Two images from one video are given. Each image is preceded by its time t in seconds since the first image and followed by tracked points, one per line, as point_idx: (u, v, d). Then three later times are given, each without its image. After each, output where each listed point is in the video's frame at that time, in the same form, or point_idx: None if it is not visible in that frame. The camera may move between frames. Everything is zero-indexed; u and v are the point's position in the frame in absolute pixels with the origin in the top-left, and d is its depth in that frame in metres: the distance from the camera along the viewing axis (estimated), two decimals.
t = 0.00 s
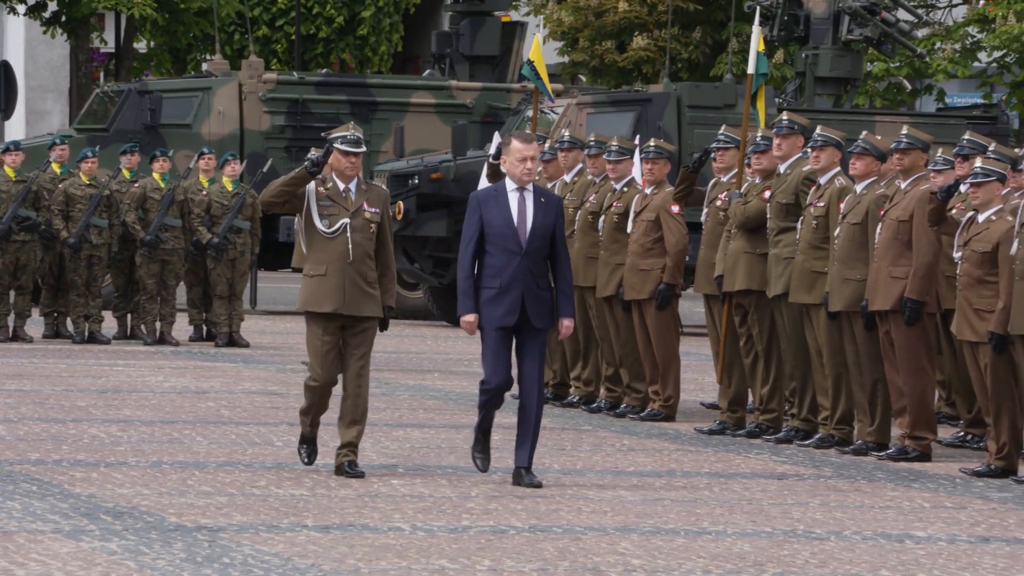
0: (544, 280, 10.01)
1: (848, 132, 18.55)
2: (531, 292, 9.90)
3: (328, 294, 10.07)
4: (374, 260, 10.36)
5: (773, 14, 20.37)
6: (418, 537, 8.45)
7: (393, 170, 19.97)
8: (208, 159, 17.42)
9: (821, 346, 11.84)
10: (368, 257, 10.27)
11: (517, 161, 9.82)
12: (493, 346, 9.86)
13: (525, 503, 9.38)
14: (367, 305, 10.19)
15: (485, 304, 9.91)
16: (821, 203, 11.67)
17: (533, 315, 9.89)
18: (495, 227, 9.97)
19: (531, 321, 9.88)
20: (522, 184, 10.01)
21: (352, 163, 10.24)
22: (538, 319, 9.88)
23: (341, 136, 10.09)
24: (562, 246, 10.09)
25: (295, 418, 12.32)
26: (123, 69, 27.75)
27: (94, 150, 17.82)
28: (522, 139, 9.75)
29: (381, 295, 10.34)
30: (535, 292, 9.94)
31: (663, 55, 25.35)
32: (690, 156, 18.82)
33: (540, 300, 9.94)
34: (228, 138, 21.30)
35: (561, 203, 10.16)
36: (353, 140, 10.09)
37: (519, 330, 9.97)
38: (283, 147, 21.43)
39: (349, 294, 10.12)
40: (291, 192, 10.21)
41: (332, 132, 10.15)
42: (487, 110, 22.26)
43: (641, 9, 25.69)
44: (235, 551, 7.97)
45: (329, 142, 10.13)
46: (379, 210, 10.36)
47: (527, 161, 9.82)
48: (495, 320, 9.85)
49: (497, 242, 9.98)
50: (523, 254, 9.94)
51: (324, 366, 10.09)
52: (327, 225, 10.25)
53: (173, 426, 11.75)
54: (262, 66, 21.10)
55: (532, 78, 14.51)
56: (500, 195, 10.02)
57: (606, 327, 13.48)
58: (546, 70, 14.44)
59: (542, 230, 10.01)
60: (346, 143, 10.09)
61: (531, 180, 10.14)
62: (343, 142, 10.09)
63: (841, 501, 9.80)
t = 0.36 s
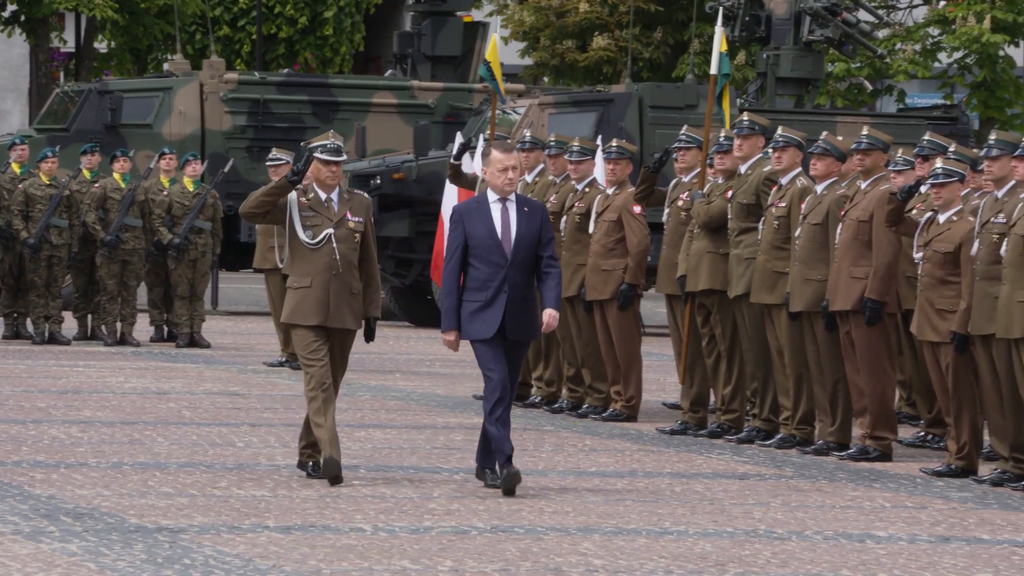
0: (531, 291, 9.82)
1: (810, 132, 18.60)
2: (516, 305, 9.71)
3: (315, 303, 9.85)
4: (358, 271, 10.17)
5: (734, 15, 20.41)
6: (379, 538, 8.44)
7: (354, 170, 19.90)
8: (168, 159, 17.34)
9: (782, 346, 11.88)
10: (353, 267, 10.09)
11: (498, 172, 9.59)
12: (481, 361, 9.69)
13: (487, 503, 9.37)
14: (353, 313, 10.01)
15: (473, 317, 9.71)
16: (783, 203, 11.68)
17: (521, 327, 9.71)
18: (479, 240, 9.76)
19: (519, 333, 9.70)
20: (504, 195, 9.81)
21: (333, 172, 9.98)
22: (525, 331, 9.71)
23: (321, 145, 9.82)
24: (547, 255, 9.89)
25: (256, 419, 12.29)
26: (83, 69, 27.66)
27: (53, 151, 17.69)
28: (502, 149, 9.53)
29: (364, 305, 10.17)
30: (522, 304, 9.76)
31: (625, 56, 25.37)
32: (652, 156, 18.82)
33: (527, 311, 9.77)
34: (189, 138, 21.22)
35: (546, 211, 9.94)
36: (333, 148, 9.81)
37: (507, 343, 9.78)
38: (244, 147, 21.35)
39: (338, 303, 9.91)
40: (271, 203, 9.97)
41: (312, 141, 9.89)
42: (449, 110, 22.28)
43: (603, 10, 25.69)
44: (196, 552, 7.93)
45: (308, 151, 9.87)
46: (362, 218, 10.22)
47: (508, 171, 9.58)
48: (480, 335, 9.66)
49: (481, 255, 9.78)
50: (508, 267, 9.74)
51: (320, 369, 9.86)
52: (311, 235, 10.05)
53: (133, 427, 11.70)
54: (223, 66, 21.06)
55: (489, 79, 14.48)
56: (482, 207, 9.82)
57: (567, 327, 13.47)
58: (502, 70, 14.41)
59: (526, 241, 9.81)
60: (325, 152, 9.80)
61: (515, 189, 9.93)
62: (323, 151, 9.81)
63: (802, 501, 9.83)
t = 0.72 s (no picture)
0: (521, 280, 9.64)
1: (779, 132, 18.62)
2: (507, 293, 9.55)
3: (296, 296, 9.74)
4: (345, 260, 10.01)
5: (703, 15, 20.42)
6: (347, 539, 8.41)
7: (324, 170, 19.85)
8: (135, 159, 17.30)
9: (750, 346, 11.88)
10: (339, 257, 9.93)
11: (487, 158, 9.45)
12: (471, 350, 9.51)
13: (456, 504, 9.34)
14: (338, 306, 9.85)
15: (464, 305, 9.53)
16: (751, 203, 11.72)
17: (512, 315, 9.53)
18: (468, 227, 9.60)
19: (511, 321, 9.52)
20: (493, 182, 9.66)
21: (320, 160, 9.88)
22: (516, 320, 9.53)
23: (308, 133, 9.76)
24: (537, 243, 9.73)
25: (225, 420, 12.24)
26: (50, 69, 27.57)
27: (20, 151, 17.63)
28: (490, 135, 9.40)
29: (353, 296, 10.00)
30: (513, 292, 9.59)
31: (594, 55, 25.33)
32: (621, 155, 18.82)
33: (518, 300, 9.59)
34: (157, 137, 21.15)
35: (535, 199, 9.79)
36: (320, 136, 9.76)
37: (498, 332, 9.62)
38: (212, 147, 21.27)
39: (320, 295, 9.77)
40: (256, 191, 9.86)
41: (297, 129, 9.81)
42: (418, 110, 22.27)
43: (572, 9, 25.62)
44: (163, 554, 7.89)
45: (295, 139, 9.79)
46: (348, 208, 10.04)
47: (497, 158, 9.44)
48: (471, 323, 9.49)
49: (470, 243, 9.61)
50: (498, 254, 9.58)
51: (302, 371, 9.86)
52: (295, 225, 9.91)
53: (101, 427, 11.65)
54: (191, 65, 21.01)
55: (456, 78, 14.45)
56: (471, 194, 9.66)
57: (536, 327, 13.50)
58: (469, 70, 14.40)
59: (516, 228, 9.64)
60: (313, 140, 9.75)
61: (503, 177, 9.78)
62: (310, 139, 9.76)
63: (771, 501, 9.83)
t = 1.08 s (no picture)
0: (517, 296, 9.49)
1: (745, 133, 18.67)
2: (502, 310, 9.41)
3: (287, 308, 9.46)
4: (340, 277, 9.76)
5: (669, 16, 20.45)
6: (314, 539, 8.40)
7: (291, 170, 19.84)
8: (102, 160, 17.29)
9: (717, 346, 11.92)
10: (333, 273, 9.68)
11: (490, 170, 9.36)
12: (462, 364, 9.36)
13: (423, 504, 9.35)
14: (331, 320, 9.58)
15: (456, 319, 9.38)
16: (717, 205, 11.74)
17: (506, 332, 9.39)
18: (466, 240, 9.43)
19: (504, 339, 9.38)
20: (495, 195, 9.49)
21: (318, 173, 9.66)
22: (509, 337, 9.39)
23: (305, 145, 9.52)
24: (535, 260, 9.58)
25: (192, 420, 12.22)
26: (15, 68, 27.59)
27: None
28: (494, 147, 9.31)
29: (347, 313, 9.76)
30: (508, 308, 9.44)
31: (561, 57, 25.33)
32: (588, 157, 18.83)
33: (512, 316, 9.44)
34: (123, 137, 21.11)
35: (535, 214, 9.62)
36: (318, 149, 9.51)
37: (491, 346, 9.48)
38: (179, 148, 21.19)
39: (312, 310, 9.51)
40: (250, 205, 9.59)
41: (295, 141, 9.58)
42: (385, 110, 22.28)
43: (539, 10, 25.64)
44: (130, 554, 7.87)
45: (291, 152, 9.55)
46: (345, 223, 9.78)
47: (500, 171, 9.35)
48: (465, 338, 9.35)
49: (468, 257, 9.45)
50: (495, 270, 9.42)
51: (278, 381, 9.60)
52: (289, 238, 9.67)
53: (67, 428, 11.61)
54: (157, 65, 20.93)
55: (421, 79, 14.48)
56: (471, 206, 9.49)
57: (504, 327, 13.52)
58: (435, 70, 14.40)
59: (515, 244, 9.48)
60: (310, 152, 9.51)
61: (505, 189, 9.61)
62: (307, 151, 9.51)
63: (738, 501, 9.86)
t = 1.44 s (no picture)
0: (510, 290, 9.41)
1: (711, 132, 18.68)
2: (494, 305, 9.32)
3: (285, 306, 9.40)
4: (332, 275, 9.74)
5: (635, 17, 20.46)
6: (279, 540, 8.39)
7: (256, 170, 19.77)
8: (67, 160, 17.25)
9: (683, 346, 11.94)
10: (326, 271, 9.65)
11: (478, 163, 9.28)
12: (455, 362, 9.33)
13: (389, 505, 9.34)
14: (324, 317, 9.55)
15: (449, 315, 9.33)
16: (684, 206, 11.76)
17: (498, 327, 9.31)
18: (456, 236, 9.37)
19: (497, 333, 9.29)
20: (484, 189, 9.43)
21: (305, 170, 9.57)
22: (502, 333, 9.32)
23: (293, 141, 9.48)
24: (529, 252, 9.47)
25: (157, 421, 12.18)
26: None
27: None
28: (482, 139, 9.26)
29: (338, 310, 9.66)
30: (500, 303, 9.36)
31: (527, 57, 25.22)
32: (553, 156, 18.85)
33: (505, 312, 9.35)
34: (88, 138, 20.99)
35: (528, 206, 9.53)
36: (307, 144, 9.49)
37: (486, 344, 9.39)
38: (144, 148, 21.14)
39: (309, 306, 9.46)
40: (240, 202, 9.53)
41: (285, 138, 9.54)
42: (351, 111, 22.22)
43: (504, 10, 25.52)
44: (94, 555, 7.84)
45: (281, 147, 9.52)
46: (336, 219, 9.79)
47: (488, 163, 9.28)
48: (456, 334, 9.27)
49: (458, 252, 9.38)
50: (486, 264, 9.33)
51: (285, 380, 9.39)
52: (281, 236, 9.62)
53: (31, 429, 11.55)
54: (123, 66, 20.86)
55: (379, 79, 14.43)
56: (460, 200, 9.43)
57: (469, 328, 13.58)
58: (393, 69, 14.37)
59: (506, 237, 9.40)
60: (299, 148, 9.48)
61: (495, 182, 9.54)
62: (296, 147, 9.48)
63: (703, 501, 9.87)
